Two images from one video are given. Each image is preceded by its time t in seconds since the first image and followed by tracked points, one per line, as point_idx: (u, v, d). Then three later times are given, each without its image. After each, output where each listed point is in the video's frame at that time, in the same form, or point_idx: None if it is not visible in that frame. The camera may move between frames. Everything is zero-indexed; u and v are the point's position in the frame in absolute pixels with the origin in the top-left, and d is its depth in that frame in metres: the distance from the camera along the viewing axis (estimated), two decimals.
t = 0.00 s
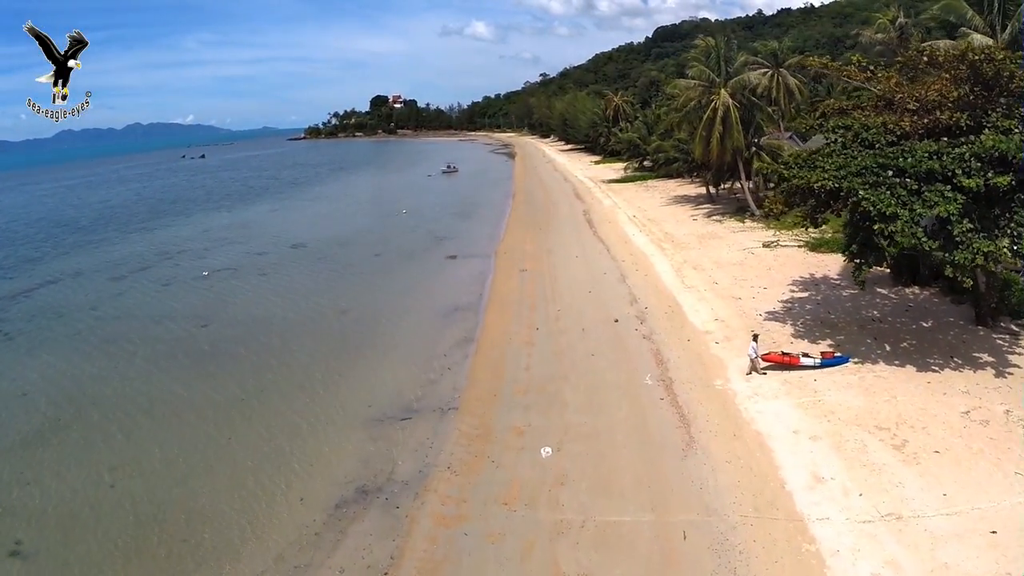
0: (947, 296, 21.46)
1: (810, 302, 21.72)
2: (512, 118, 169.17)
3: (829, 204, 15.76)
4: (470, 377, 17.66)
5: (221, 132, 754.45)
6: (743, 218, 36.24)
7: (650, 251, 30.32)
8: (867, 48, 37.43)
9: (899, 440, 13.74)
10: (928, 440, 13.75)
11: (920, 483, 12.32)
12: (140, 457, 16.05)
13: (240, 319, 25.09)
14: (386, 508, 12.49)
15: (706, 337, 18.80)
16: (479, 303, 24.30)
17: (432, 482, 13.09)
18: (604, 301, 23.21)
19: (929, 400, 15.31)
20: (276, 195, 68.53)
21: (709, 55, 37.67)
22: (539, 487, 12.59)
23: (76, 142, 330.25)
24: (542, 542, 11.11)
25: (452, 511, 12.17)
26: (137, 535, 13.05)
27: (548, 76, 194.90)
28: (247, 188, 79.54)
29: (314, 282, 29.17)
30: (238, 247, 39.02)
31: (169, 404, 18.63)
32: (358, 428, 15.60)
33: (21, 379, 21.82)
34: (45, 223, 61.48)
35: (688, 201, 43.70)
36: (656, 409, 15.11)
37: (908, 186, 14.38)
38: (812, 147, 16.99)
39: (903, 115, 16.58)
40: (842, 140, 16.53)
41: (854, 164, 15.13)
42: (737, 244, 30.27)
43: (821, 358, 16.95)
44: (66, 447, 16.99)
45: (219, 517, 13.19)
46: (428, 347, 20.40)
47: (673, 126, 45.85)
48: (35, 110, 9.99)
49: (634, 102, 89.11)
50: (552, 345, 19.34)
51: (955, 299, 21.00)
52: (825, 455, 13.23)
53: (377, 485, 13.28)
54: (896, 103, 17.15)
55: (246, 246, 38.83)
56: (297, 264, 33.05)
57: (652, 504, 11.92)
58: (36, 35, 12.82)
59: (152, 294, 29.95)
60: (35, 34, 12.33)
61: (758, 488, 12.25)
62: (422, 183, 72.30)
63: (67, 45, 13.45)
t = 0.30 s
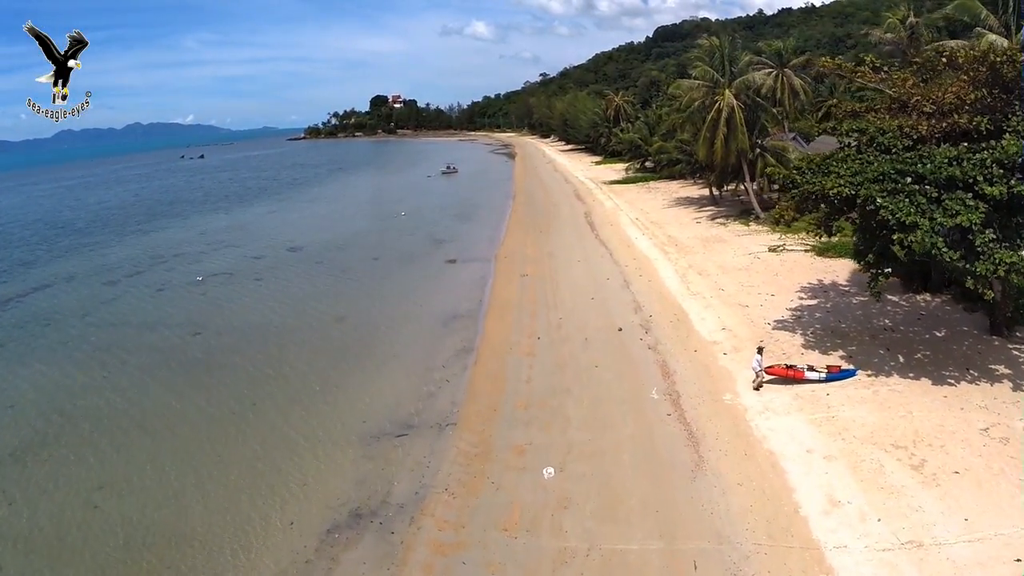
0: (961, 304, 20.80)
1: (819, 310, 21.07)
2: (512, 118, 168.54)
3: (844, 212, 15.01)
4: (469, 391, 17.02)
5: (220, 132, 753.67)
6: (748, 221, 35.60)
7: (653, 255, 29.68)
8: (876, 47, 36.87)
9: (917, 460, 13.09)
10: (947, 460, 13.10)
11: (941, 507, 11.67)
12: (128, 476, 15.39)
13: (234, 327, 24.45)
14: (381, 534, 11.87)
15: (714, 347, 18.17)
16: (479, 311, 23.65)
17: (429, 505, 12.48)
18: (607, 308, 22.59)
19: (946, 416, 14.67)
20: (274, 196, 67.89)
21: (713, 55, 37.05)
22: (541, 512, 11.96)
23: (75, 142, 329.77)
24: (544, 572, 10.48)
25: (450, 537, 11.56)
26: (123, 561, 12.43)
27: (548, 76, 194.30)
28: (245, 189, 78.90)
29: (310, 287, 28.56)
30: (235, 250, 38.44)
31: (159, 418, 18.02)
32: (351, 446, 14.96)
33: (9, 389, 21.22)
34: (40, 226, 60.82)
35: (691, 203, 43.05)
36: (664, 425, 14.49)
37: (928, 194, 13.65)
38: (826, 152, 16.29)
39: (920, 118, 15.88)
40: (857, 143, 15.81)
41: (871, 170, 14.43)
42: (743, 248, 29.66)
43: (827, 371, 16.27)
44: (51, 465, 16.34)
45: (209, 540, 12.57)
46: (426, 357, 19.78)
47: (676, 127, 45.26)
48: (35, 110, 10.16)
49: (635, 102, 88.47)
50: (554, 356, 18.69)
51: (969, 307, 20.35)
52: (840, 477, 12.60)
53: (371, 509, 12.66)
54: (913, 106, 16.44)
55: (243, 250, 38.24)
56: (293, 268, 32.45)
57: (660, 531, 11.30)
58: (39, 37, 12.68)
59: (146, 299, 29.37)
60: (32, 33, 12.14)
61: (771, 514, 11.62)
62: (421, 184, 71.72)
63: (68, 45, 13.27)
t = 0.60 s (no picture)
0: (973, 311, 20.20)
1: (828, 319, 20.47)
2: (512, 118, 168.08)
3: (860, 218, 14.39)
4: (468, 403, 16.46)
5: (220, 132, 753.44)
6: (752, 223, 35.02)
7: (656, 260, 29.09)
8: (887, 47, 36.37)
9: (935, 480, 12.51)
10: (967, 479, 12.53)
11: (963, 531, 11.09)
12: (116, 493, 14.83)
13: (227, 334, 23.90)
14: (376, 560, 11.31)
15: (720, 358, 17.59)
16: (478, 318, 23.08)
17: (426, 529, 11.94)
18: (610, 315, 22.03)
19: (963, 431, 14.09)
20: (272, 198, 67.40)
21: (718, 55, 36.45)
22: (543, 536, 11.42)
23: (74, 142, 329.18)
24: None
25: (448, 564, 11.00)
26: None
27: (548, 77, 193.84)
28: (243, 190, 78.37)
29: (305, 293, 28.01)
30: (231, 254, 37.87)
31: (149, 431, 17.46)
32: (346, 463, 14.40)
33: None
34: (36, 228, 60.22)
35: (693, 205, 42.46)
36: (671, 442, 13.95)
37: (947, 202, 13.07)
38: (839, 155, 15.71)
39: (937, 123, 15.32)
40: (871, 147, 15.22)
41: (888, 176, 13.85)
42: (748, 253, 29.08)
43: (833, 385, 15.62)
44: (37, 481, 15.77)
45: (198, 564, 12.02)
46: (423, 367, 19.22)
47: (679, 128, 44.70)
48: (39, 109, 10.33)
49: (635, 102, 87.93)
50: (556, 366, 18.12)
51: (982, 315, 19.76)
52: (855, 499, 12.03)
53: (366, 532, 12.10)
54: (930, 109, 15.87)
55: (238, 253, 37.66)
56: (289, 273, 31.88)
57: (669, 558, 10.75)
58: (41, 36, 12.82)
59: (139, 306, 28.82)
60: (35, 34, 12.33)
61: (784, 541, 11.07)
62: (421, 185, 71.12)
63: (68, 45, 13.45)
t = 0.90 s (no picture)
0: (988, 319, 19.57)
1: (839, 327, 19.85)
2: (511, 118, 167.41)
3: (876, 226, 13.76)
4: (467, 418, 15.85)
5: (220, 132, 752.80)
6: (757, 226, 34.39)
7: (660, 265, 28.46)
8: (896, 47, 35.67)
9: (956, 502, 11.88)
10: (990, 502, 11.89)
11: (988, 560, 10.46)
12: (100, 514, 14.18)
13: (220, 342, 23.28)
14: None
15: (728, 371, 16.97)
16: (477, 325, 22.46)
17: (422, 556, 11.33)
18: (613, 322, 21.41)
19: (983, 449, 13.46)
20: (270, 199, 66.80)
21: (722, 55, 35.80)
22: (546, 565, 10.81)
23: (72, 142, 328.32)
24: None
25: None
26: None
27: (548, 76, 193.11)
28: (241, 191, 77.78)
29: (301, 299, 27.41)
30: (226, 257, 37.27)
31: (138, 446, 16.86)
32: (338, 484, 13.77)
33: None
34: (31, 229, 59.60)
35: (696, 208, 41.81)
36: (680, 462, 13.32)
37: (970, 211, 12.45)
38: (854, 160, 15.07)
39: (957, 127, 14.69)
40: (888, 151, 14.59)
41: (907, 183, 13.22)
42: (754, 257, 28.47)
43: (839, 401, 14.96)
44: (19, 499, 15.14)
45: None
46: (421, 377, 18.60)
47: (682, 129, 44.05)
48: (35, 111, 10.68)
49: (636, 102, 87.23)
50: (558, 378, 17.50)
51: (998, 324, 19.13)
52: (873, 524, 11.41)
53: (359, 559, 11.50)
54: (948, 112, 15.25)
55: (234, 257, 37.06)
56: (284, 277, 31.27)
57: None
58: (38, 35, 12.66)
59: (130, 312, 28.22)
60: (30, 32, 12.18)
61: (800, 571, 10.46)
62: (420, 186, 70.49)
63: (68, 45, 13.35)
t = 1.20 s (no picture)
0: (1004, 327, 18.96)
1: (849, 336, 19.27)
2: (512, 118, 166.90)
3: (894, 234, 13.21)
4: (466, 433, 15.29)
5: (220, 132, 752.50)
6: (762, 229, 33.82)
7: (664, 269, 27.88)
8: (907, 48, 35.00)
9: (976, 524, 11.29)
10: (1013, 524, 11.29)
11: None
12: (85, 533, 13.59)
13: (214, 350, 22.73)
14: None
15: (737, 383, 16.40)
16: (477, 333, 21.92)
17: None
18: (617, 330, 20.86)
19: (1004, 467, 12.85)
20: (269, 200, 66.23)
21: (727, 55, 35.18)
22: None
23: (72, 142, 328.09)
24: None
25: None
26: None
27: (549, 76, 192.56)
28: (241, 192, 77.25)
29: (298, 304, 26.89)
30: (222, 260, 36.79)
31: (127, 459, 16.33)
32: (332, 503, 13.19)
33: None
34: (28, 231, 59.22)
35: (700, 210, 41.22)
36: (688, 481, 12.77)
37: (993, 220, 11.90)
38: (869, 165, 14.52)
39: (978, 131, 14.11)
40: (905, 156, 14.03)
41: (926, 190, 12.66)
42: (759, 261, 27.91)
43: (846, 417, 14.37)
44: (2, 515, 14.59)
45: None
46: (420, 388, 18.06)
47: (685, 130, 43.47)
48: (36, 110, 10.58)
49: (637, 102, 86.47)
50: (560, 390, 16.94)
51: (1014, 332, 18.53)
52: (891, 549, 10.83)
53: None
54: (968, 116, 14.68)
55: (230, 260, 36.57)
56: (281, 281, 30.76)
57: None
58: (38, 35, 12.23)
59: (124, 317, 27.72)
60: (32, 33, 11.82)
61: None
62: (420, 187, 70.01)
63: (68, 45, 13.02)
